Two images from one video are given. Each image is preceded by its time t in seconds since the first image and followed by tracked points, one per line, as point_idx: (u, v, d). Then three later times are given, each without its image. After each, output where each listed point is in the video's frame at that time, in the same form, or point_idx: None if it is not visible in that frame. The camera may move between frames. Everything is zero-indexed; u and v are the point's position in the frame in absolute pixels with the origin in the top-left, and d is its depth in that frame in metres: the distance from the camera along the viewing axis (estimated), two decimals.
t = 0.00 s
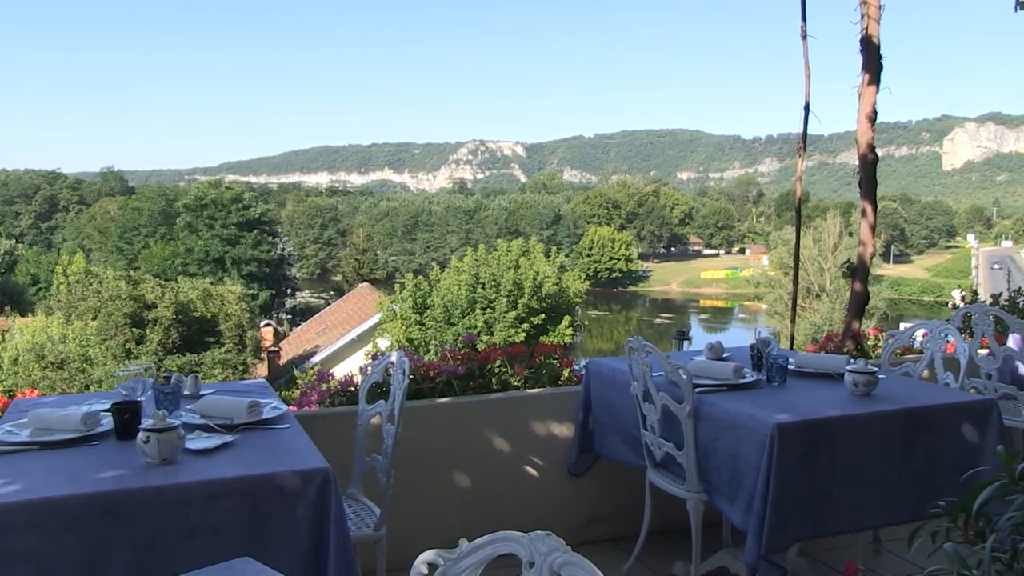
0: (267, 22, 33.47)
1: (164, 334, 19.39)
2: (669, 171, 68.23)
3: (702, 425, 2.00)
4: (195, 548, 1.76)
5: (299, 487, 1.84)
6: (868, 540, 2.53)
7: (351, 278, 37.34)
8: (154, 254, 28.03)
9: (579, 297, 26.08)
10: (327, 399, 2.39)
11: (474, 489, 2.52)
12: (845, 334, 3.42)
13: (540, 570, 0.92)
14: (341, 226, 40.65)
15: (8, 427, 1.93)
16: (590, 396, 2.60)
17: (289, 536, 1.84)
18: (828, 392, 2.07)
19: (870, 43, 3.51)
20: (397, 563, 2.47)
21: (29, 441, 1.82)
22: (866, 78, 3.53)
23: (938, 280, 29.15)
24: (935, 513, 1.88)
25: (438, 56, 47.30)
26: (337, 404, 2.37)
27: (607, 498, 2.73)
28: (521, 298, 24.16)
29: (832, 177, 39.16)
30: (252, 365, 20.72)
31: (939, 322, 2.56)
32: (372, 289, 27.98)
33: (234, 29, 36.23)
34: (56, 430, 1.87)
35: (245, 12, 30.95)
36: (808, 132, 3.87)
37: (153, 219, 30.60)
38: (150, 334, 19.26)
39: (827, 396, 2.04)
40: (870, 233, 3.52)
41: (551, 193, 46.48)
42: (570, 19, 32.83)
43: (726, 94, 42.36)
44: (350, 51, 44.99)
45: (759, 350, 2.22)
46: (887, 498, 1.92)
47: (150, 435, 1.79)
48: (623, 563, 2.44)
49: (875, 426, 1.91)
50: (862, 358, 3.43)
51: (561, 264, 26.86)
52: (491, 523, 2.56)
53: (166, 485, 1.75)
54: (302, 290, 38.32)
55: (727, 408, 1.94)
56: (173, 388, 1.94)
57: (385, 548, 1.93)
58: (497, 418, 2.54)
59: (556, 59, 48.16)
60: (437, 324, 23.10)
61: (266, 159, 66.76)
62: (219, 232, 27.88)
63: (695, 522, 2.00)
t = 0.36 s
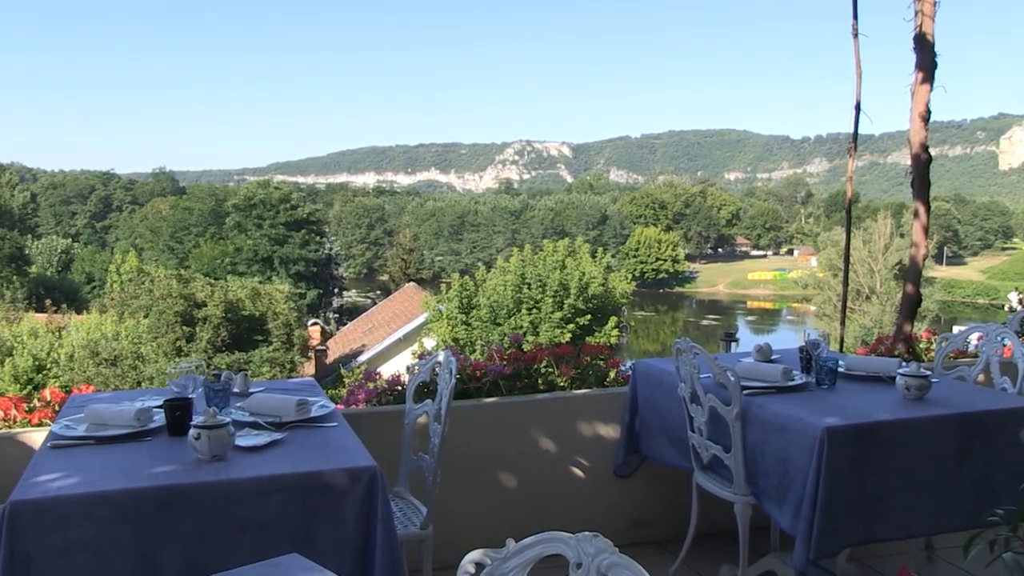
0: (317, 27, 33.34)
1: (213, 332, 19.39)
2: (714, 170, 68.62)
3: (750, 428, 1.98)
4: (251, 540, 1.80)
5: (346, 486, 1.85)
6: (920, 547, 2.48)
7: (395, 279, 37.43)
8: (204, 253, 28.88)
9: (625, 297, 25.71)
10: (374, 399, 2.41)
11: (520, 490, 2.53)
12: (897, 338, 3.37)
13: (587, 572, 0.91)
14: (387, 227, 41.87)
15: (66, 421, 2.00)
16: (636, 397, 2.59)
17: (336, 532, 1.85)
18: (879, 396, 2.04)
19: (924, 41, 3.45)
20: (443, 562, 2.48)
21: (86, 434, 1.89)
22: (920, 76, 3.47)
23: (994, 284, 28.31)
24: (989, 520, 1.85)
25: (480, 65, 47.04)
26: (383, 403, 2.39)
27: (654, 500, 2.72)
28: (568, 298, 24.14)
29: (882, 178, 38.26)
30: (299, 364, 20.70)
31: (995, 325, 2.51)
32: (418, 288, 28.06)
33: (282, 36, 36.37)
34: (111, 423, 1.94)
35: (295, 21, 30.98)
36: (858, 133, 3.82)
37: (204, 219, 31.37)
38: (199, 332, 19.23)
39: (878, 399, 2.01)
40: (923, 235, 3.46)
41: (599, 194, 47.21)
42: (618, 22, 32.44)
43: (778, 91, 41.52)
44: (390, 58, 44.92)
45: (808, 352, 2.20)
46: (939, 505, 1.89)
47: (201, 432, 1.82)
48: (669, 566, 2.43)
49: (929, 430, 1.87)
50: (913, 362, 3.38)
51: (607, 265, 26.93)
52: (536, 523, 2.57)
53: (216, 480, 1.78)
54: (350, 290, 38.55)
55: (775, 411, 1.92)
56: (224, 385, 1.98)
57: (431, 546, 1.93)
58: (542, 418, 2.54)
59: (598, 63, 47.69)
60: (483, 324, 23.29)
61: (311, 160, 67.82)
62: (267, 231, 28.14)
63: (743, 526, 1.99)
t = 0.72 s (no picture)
0: (366, 28, 33.52)
1: (266, 330, 19.48)
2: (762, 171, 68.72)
3: (803, 431, 1.96)
4: (305, 538, 1.82)
5: (398, 484, 1.85)
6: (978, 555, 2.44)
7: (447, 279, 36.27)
8: (257, 252, 29.03)
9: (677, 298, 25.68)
10: (424, 399, 2.43)
11: (570, 491, 2.53)
12: (955, 340, 3.34)
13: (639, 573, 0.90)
14: (438, 227, 41.98)
15: (124, 417, 2.06)
16: (688, 399, 2.57)
17: (388, 530, 1.86)
18: (936, 400, 2.01)
19: (985, 38, 3.39)
20: (493, 561, 2.50)
21: (142, 431, 1.94)
22: (980, 74, 3.40)
23: None
24: None
25: (520, 67, 46.94)
26: (433, 402, 2.41)
27: (704, 502, 2.70)
28: (618, 299, 23.92)
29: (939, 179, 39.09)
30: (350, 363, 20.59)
31: None
32: (467, 289, 27.56)
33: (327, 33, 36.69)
34: (167, 421, 2.00)
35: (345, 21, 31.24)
36: (914, 132, 3.76)
37: (258, 218, 31.35)
38: (252, 331, 19.33)
39: (935, 404, 1.98)
40: (983, 236, 3.41)
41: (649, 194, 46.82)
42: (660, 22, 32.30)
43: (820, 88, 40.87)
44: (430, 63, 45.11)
45: (862, 355, 2.17)
46: (999, 513, 1.85)
47: (254, 430, 1.84)
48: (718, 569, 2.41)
49: (988, 436, 1.83)
50: (973, 365, 3.33)
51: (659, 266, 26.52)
52: (585, 524, 2.57)
53: (269, 477, 1.80)
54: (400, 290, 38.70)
55: (829, 414, 1.90)
56: (277, 383, 2.01)
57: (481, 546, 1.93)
58: (592, 419, 2.54)
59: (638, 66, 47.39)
60: (534, 324, 23.06)
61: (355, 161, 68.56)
62: (319, 231, 28.31)
63: (795, 530, 1.97)
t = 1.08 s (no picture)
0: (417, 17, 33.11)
1: (315, 330, 20.00)
2: (814, 169, 41.39)
3: (854, 435, 1.94)
4: (360, 535, 1.84)
5: (447, 484, 1.85)
6: None
7: (495, 280, 36.09)
8: (307, 252, 29.31)
9: (726, 300, 25.61)
10: (474, 398, 2.45)
11: (620, 491, 2.55)
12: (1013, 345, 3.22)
13: None
14: (486, 228, 38.15)
15: (177, 413, 2.10)
16: (738, 401, 2.56)
17: (438, 531, 1.86)
18: (991, 405, 1.97)
19: None
20: (542, 561, 2.52)
21: (197, 428, 1.99)
22: None
23: None
24: None
25: (562, 65, 46.21)
26: (483, 402, 2.43)
27: (755, 505, 2.69)
28: (667, 301, 24.63)
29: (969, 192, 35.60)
30: (399, 363, 20.60)
31: None
32: (516, 289, 29.51)
33: (374, 21, 36.34)
34: (220, 418, 2.05)
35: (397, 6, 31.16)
36: (973, 131, 3.63)
37: (308, 218, 31.78)
38: (303, 330, 19.98)
39: (990, 409, 1.95)
40: None
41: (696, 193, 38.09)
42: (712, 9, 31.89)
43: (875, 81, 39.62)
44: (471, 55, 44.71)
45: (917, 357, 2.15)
46: None
47: (305, 427, 1.85)
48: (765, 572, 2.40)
49: None
50: None
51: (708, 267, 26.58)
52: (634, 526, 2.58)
53: (320, 476, 1.82)
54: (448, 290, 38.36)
55: (881, 417, 1.87)
56: (327, 383, 2.04)
57: (530, 546, 1.93)
58: (639, 421, 2.55)
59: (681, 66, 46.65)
60: (582, 325, 24.44)
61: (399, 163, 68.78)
62: (368, 231, 28.70)
63: (847, 534, 1.95)
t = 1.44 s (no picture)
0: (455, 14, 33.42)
1: (365, 329, 19.98)
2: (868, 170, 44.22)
3: (909, 438, 1.92)
4: (414, 534, 1.84)
5: (497, 483, 1.85)
6: None
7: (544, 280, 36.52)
8: (358, 252, 29.38)
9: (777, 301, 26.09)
10: (523, 398, 2.47)
11: (669, 493, 2.55)
12: None
13: None
14: (536, 228, 39.43)
15: (232, 412, 2.14)
16: (790, 403, 2.55)
17: (487, 527, 1.86)
18: None
19: None
20: (591, 563, 2.52)
21: (250, 426, 2.03)
22: None
23: None
24: None
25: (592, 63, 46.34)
26: (532, 403, 2.45)
27: (806, 509, 2.67)
28: (718, 302, 25.39)
29: None
30: (448, 363, 20.54)
31: None
32: (566, 289, 30.65)
33: (412, 20, 36.73)
34: (272, 417, 2.08)
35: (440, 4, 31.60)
36: None
37: (359, 218, 31.70)
38: (353, 330, 19.93)
39: None
40: None
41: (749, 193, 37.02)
42: (753, 7, 31.79)
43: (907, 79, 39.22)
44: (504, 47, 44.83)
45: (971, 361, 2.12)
46: None
47: (356, 426, 1.87)
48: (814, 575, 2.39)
49: None
50: None
51: (760, 268, 26.99)
52: (683, 527, 2.58)
53: (371, 474, 1.83)
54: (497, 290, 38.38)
55: (937, 422, 1.85)
56: (377, 382, 2.08)
57: (579, 547, 1.93)
58: (688, 423, 2.55)
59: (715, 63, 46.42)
60: (632, 325, 25.23)
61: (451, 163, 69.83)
62: (419, 231, 28.84)
63: (902, 541, 1.92)
